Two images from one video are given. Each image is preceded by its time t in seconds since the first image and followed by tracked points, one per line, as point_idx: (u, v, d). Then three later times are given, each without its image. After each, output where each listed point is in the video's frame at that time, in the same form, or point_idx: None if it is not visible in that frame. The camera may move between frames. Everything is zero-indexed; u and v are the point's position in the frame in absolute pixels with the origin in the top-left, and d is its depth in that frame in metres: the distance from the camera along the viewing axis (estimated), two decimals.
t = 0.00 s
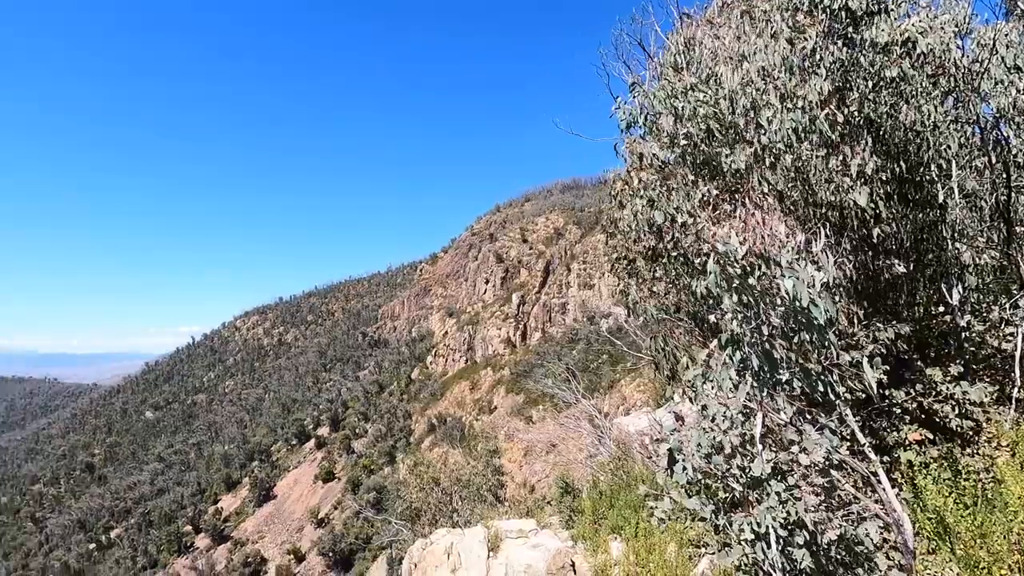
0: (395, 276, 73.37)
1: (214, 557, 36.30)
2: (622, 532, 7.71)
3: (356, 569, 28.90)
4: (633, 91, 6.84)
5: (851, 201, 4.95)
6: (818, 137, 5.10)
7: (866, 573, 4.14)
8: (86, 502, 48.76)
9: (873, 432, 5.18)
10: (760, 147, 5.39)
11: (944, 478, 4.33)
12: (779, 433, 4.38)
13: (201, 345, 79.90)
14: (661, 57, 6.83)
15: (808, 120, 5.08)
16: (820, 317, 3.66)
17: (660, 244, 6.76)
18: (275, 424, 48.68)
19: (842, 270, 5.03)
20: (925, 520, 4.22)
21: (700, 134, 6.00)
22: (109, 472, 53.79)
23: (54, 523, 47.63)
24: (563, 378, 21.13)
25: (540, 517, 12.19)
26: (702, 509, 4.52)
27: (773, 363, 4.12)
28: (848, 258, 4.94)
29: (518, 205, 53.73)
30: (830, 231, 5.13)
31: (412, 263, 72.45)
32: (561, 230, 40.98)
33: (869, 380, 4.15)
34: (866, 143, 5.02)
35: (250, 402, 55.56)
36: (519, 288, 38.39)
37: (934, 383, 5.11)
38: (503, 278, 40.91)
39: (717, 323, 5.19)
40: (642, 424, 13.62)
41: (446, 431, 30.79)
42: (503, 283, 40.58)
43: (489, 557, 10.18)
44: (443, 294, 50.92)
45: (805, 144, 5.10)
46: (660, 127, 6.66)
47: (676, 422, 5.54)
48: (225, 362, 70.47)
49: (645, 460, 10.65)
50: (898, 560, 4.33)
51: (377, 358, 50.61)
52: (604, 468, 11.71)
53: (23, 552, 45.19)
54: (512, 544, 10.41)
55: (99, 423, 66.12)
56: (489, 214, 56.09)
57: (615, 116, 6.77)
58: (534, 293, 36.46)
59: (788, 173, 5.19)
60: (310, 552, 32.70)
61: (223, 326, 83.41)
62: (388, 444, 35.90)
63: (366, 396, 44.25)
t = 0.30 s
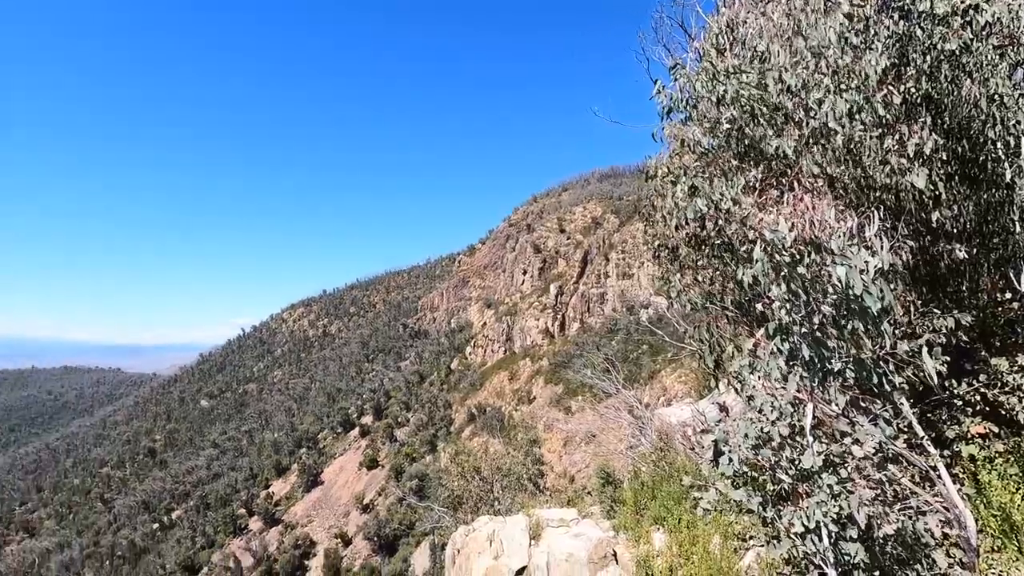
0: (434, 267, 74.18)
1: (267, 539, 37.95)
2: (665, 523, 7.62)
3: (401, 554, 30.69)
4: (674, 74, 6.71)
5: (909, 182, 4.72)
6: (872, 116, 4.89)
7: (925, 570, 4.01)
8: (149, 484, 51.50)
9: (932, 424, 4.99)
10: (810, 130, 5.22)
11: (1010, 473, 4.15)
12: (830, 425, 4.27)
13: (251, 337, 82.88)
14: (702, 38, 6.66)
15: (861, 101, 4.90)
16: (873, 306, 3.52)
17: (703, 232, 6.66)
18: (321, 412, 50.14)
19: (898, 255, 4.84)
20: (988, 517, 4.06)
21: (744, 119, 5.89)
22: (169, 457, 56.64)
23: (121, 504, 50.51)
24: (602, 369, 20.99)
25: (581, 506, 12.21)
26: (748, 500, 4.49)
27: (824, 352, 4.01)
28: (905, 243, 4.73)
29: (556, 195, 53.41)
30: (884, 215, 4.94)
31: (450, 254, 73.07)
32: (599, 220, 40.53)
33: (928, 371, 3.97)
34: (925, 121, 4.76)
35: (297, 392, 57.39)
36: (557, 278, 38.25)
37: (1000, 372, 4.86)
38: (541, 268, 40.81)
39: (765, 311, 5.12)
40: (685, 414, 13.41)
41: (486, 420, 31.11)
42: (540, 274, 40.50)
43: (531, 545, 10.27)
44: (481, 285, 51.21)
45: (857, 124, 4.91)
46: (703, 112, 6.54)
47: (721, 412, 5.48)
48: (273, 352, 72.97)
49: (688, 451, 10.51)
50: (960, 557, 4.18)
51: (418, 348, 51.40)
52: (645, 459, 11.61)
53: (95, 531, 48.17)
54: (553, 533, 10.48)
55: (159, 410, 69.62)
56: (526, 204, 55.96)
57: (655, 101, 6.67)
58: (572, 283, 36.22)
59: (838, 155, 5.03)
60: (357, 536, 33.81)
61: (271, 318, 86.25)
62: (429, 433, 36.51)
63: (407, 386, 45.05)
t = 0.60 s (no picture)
0: (483, 256, 74.69)
1: (328, 518, 39.67)
2: (720, 513, 7.49)
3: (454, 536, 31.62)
4: (727, 52, 6.54)
5: (992, 157, 4.32)
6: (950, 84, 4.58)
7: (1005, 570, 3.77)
8: (220, 464, 54.67)
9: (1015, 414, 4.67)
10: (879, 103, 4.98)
11: None
12: (898, 414, 4.08)
13: (310, 325, 86.08)
14: (758, 13, 6.48)
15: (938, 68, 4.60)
16: (949, 288, 3.31)
17: (759, 215, 6.47)
18: (377, 398, 51.68)
19: (978, 234, 4.50)
20: None
21: (806, 95, 5.74)
22: (237, 439, 59.84)
23: (195, 482, 53.83)
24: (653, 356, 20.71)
25: (633, 494, 12.17)
26: (809, 490, 4.39)
27: (893, 337, 3.82)
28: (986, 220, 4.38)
29: (604, 181, 52.62)
30: (962, 193, 4.59)
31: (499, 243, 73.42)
32: (649, 204, 39.72)
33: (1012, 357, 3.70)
34: (1009, 88, 4.24)
35: (354, 378, 59.29)
36: (606, 265, 37.85)
37: None
38: (590, 255, 40.44)
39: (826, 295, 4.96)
40: (740, 403, 13.05)
41: (536, 407, 31.30)
42: (590, 261, 40.15)
43: (583, 531, 10.35)
44: (530, 273, 51.24)
45: (931, 94, 4.63)
46: (759, 89, 6.37)
47: (779, 400, 5.36)
48: (330, 340, 75.60)
49: (744, 440, 10.27)
50: None
51: (468, 336, 52.05)
52: (699, 447, 11.42)
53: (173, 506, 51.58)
54: (605, 520, 10.52)
55: (228, 395, 73.56)
56: (574, 190, 55.42)
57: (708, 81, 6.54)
58: (621, 270, 35.71)
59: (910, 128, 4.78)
60: (412, 518, 34.86)
61: (328, 307, 89.30)
62: (480, 419, 37.06)
63: (458, 372, 45.78)
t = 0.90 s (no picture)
0: (540, 244, 74.64)
1: (393, 499, 41.14)
2: (788, 506, 7.20)
3: (514, 521, 32.05)
4: (799, 15, 6.20)
5: None
6: None
7: None
8: (294, 445, 57.74)
9: None
10: (975, 63, 4.55)
11: None
12: (993, 403, 3.74)
13: (374, 314, 89.02)
14: None
15: None
16: None
17: (832, 191, 6.12)
18: (437, 384, 52.90)
19: None
20: None
21: (888, 58, 5.39)
22: (309, 421, 62.95)
23: (271, 461, 57.08)
24: (716, 344, 20.08)
25: (696, 483, 11.90)
26: (886, 481, 4.19)
27: (985, 319, 3.52)
28: None
29: (664, 165, 51.19)
30: None
31: (557, 230, 73.03)
32: (712, 187, 38.40)
33: None
34: None
35: (416, 365, 60.91)
36: (667, 251, 36.92)
37: None
38: (649, 241, 39.58)
39: (908, 273, 4.65)
40: (810, 392, 12.45)
41: (594, 395, 31.10)
42: (649, 247, 39.31)
43: (644, 519, 10.28)
44: (588, 260, 50.78)
45: None
46: (834, 54, 6.01)
47: (854, 386, 5.08)
48: (393, 328, 77.85)
49: (816, 431, 9.77)
50: None
51: (526, 324, 52.28)
52: (766, 438, 11.00)
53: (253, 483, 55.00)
54: (666, 509, 10.34)
55: (300, 380, 77.39)
56: (633, 175, 54.29)
57: (778, 48, 6.24)
58: (682, 256, 34.73)
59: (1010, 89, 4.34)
60: (473, 501, 35.61)
61: (391, 296, 91.90)
62: (538, 406, 37.25)
63: (517, 360, 46.10)
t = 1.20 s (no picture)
0: (595, 230, 73.77)
1: (451, 482, 42.16)
2: (859, 501, 6.92)
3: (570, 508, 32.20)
4: None
5: None
6: None
7: None
8: (356, 428, 60.01)
9: None
10: None
11: None
12: None
13: (431, 302, 90.82)
14: None
15: None
16: None
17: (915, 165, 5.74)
18: (493, 371, 53.51)
19: None
20: None
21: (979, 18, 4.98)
22: (370, 405, 65.24)
23: (336, 443, 59.62)
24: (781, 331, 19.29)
25: (759, 475, 11.59)
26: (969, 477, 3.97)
27: None
28: None
29: (724, 146, 49.33)
30: None
31: (611, 216, 71.90)
32: (776, 168, 36.72)
33: None
34: None
35: (471, 352, 61.81)
36: (727, 235, 35.66)
37: None
38: (708, 225, 38.36)
39: (998, 254, 4.33)
40: (885, 382, 11.75)
41: (651, 383, 30.62)
42: (708, 231, 38.13)
43: (703, 510, 10.19)
44: (644, 246, 49.80)
45: None
46: (918, 18, 5.61)
47: (935, 376, 4.80)
48: (449, 316, 79.17)
49: (891, 424, 9.25)
50: None
51: (581, 311, 51.97)
52: (835, 430, 10.52)
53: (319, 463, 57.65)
54: (727, 499, 10.17)
55: (361, 366, 80.19)
56: (691, 157, 52.65)
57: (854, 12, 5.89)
58: (744, 240, 33.45)
59: None
60: (529, 487, 35.96)
61: (446, 284, 93.39)
62: (594, 394, 37.09)
63: (572, 348, 45.94)
